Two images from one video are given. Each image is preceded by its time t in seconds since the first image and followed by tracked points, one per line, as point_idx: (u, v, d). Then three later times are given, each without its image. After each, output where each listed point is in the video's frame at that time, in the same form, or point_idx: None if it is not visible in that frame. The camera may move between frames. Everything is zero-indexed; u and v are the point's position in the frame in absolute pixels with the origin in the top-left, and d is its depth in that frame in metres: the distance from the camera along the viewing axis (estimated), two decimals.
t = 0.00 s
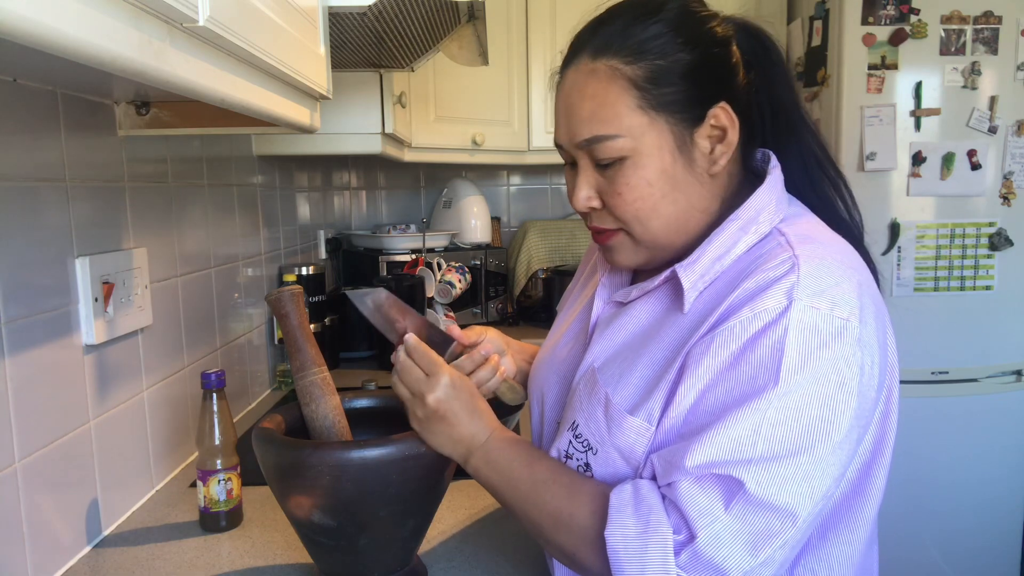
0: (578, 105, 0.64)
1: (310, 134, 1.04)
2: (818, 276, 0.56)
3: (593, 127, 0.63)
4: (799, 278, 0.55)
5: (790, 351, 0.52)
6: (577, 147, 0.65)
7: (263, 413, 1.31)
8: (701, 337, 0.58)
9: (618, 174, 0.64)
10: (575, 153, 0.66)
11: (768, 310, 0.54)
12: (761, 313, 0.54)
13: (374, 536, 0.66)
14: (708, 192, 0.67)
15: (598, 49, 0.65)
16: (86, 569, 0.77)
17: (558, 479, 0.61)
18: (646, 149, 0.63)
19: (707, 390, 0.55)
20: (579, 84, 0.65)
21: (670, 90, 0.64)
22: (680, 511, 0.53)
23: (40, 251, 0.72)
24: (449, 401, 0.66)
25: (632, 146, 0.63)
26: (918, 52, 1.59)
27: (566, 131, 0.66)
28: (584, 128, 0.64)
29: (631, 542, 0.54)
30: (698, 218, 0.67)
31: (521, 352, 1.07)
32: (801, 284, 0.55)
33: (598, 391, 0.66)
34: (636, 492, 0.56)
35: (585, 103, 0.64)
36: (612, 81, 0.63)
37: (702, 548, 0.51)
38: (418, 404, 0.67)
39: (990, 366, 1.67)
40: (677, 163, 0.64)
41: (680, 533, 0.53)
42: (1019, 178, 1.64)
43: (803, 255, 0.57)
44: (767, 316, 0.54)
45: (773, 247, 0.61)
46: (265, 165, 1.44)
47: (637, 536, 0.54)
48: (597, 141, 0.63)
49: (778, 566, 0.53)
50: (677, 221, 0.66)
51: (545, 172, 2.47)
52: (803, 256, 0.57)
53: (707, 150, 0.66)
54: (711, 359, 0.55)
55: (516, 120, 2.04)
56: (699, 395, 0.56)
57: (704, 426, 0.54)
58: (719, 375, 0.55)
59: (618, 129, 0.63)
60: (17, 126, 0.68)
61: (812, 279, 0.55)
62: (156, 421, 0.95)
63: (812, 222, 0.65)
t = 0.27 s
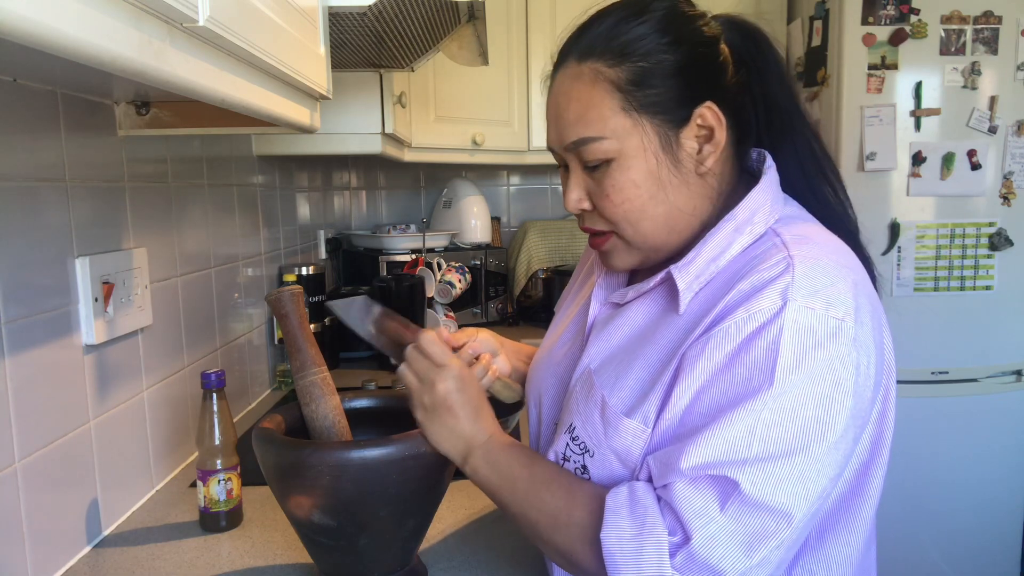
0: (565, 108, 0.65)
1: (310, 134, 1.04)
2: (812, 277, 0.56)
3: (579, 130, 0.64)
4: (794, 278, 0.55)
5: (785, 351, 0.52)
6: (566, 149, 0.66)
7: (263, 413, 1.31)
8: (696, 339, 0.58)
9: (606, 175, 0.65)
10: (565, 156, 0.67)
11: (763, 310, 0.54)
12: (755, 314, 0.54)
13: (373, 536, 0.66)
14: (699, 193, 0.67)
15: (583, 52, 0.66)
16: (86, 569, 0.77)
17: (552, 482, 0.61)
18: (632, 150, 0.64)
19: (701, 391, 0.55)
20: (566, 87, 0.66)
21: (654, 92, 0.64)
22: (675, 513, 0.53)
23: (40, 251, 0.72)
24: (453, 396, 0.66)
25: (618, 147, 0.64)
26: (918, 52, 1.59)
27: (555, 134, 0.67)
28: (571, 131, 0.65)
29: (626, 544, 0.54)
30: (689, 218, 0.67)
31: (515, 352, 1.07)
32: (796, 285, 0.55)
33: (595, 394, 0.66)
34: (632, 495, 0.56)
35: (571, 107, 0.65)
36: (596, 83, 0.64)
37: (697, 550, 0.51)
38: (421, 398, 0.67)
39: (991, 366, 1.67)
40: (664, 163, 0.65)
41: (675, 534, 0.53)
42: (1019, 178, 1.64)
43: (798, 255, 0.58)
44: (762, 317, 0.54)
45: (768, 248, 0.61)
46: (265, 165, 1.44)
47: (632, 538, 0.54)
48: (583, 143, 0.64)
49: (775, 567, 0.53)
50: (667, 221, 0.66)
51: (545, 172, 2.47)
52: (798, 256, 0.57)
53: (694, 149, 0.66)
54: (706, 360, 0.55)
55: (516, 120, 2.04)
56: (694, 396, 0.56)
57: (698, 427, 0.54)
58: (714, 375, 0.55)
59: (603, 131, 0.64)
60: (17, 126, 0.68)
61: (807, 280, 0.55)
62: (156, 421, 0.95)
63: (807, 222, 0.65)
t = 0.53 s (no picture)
0: (563, 95, 0.65)
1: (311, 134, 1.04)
2: (803, 279, 0.56)
3: (577, 117, 0.64)
4: (785, 282, 0.55)
5: (781, 357, 0.52)
6: (562, 137, 0.66)
7: (263, 413, 1.31)
8: (688, 346, 0.58)
9: (599, 166, 0.65)
10: (560, 144, 0.67)
11: (755, 316, 0.54)
12: (748, 320, 0.54)
13: (373, 536, 0.66)
14: (689, 191, 0.67)
15: (585, 41, 0.66)
16: (86, 569, 0.77)
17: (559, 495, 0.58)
18: (628, 142, 0.64)
19: (700, 401, 0.55)
20: (566, 75, 0.66)
21: (654, 85, 0.64)
22: (688, 525, 0.53)
23: (40, 251, 0.72)
24: (423, 413, 0.60)
25: (614, 137, 0.64)
26: (918, 52, 1.59)
27: (552, 121, 0.67)
28: (569, 118, 0.65)
29: (644, 558, 0.54)
30: (680, 215, 0.67)
31: (511, 352, 1.07)
32: (788, 288, 0.55)
33: (590, 402, 0.67)
34: (641, 506, 0.56)
35: (570, 94, 0.65)
36: (597, 72, 0.64)
37: (715, 561, 0.51)
38: (390, 417, 0.61)
39: (991, 366, 1.67)
40: (658, 158, 0.65)
41: (692, 545, 0.53)
42: (1019, 178, 1.64)
43: (788, 258, 0.58)
44: (755, 323, 0.54)
45: (757, 250, 0.61)
46: (265, 165, 1.44)
47: (649, 552, 0.53)
48: (579, 131, 0.64)
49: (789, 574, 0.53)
50: (658, 217, 0.66)
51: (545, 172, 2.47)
52: (787, 258, 0.57)
53: (689, 147, 0.66)
54: (700, 368, 0.55)
55: (516, 120, 2.04)
56: (692, 406, 0.55)
57: (700, 437, 0.54)
58: (712, 384, 0.55)
59: (601, 120, 0.64)
60: (17, 126, 0.68)
61: (798, 282, 0.55)
62: (156, 421, 0.95)
63: (797, 221, 0.65)
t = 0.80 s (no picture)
0: (553, 96, 0.66)
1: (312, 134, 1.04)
2: (797, 275, 0.56)
3: (566, 117, 0.65)
4: (779, 278, 0.55)
5: (780, 351, 0.52)
6: (551, 137, 0.67)
7: (264, 413, 1.31)
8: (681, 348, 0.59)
9: (588, 165, 0.65)
10: (550, 145, 0.68)
11: (751, 312, 0.54)
12: (745, 315, 0.54)
13: (374, 536, 0.66)
14: (679, 191, 0.67)
15: (574, 44, 0.67)
16: (86, 569, 0.77)
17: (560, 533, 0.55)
18: (616, 141, 0.64)
19: (702, 397, 0.54)
20: (555, 76, 0.66)
21: (643, 85, 0.64)
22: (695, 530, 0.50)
23: (41, 251, 0.72)
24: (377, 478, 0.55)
25: (603, 137, 0.64)
26: (918, 51, 1.59)
27: (542, 122, 0.68)
28: (558, 118, 0.66)
29: None
30: (671, 215, 0.67)
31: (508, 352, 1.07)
32: (783, 284, 0.55)
33: (585, 401, 0.68)
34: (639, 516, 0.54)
35: (560, 96, 0.66)
36: (586, 73, 0.65)
37: (726, 560, 0.49)
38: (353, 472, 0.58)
39: (991, 366, 1.67)
40: (647, 157, 0.65)
41: (698, 551, 0.50)
42: (1019, 178, 1.64)
43: (781, 254, 0.58)
44: (751, 318, 0.54)
45: (751, 249, 0.61)
46: (265, 165, 1.44)
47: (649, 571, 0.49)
48: (568, 131, 0.65)
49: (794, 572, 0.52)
50: (648, 216, 0.66)
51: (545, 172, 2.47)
52: (780, 255, 0.58)
53: (679, 147, 0.66)
54: (697, 362, 0.55)
55: (516, 120, 2.04)
56: (694, 402, 0.55)
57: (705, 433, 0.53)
58: (714, 379, 0.54)
59: (589, 120, 0.64)
60: (17, 126, 0.67)
61: (792, 278, 0.55)
62: (156, 421, 0.95)
63: (791, 221, 0.65)
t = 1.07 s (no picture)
0: (549, 95, 0.66)
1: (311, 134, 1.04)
2: (786, 279, 0.56)
3: (561, 117, 0.65)
4: (767, 281, 0.55)
5: (766, 353, 0.52)
6: (546, 136, 0.67)
7: (264, 413, 1.31)
8: (670, 349, 0.59)
9: (583, 166, 0.66)
10: (545, 145, 0.68)
11: (738, 314, 0.54)
12: (731, 318, 0.54)
13: (374, 536, 0.66)
14: (674, 192, 0.67)
15: (571, 44, 0.67)
16: (86, 569, 0.77)
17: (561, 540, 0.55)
18: (611, 142, 0.64)
19: (688, 399, 0.55)
20: (551, 76, 0.66)
21: (639, 85, 0.64)
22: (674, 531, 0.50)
23: (41, 251, 0.72)
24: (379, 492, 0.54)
25: (598, 137, 0.64)
26: (918, 51, 1.59)
27: (537, 122, 0.68)
28: (554, 118, 0.66)
29: None
30: (665, 217, 0.67)
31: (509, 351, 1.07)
32: (770, 288, 0.55)
33: (579, 405, 0.68)
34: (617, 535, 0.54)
35: (555, 95, 0.66)
36: (582, 73, 0.65)
37: (700, 563, 0.49)
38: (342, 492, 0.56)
39: (991, 366, 1.67)
40: (642, 158, 0.65)
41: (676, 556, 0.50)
42: (1020, 178, 1.64)
43: (770, 259, 0.58)
44: (738, 321, 0.54)
45: (742, 252, 0.61)
46: (265, 165, 1.44)
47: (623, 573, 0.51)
48: (564, 131, 0.65)
49: None
50: (643, 218, 0.66)
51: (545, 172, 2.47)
52: (769, 259, 0.58)
53: (673, 149, 0.66)
54: (684, 366, 0.55)
55: (516, 119, 2.04)
56: (680, 404, 0.55)
57: (688, 435, 0.53)
58: (700, 380, 0.54)
59: (584, 120, 0.64)
60: (17, 126, 0.67)
61: (779, 282, 0.55)
62: (156, 421, 0.95)
63: (786, 223, 0.65)
